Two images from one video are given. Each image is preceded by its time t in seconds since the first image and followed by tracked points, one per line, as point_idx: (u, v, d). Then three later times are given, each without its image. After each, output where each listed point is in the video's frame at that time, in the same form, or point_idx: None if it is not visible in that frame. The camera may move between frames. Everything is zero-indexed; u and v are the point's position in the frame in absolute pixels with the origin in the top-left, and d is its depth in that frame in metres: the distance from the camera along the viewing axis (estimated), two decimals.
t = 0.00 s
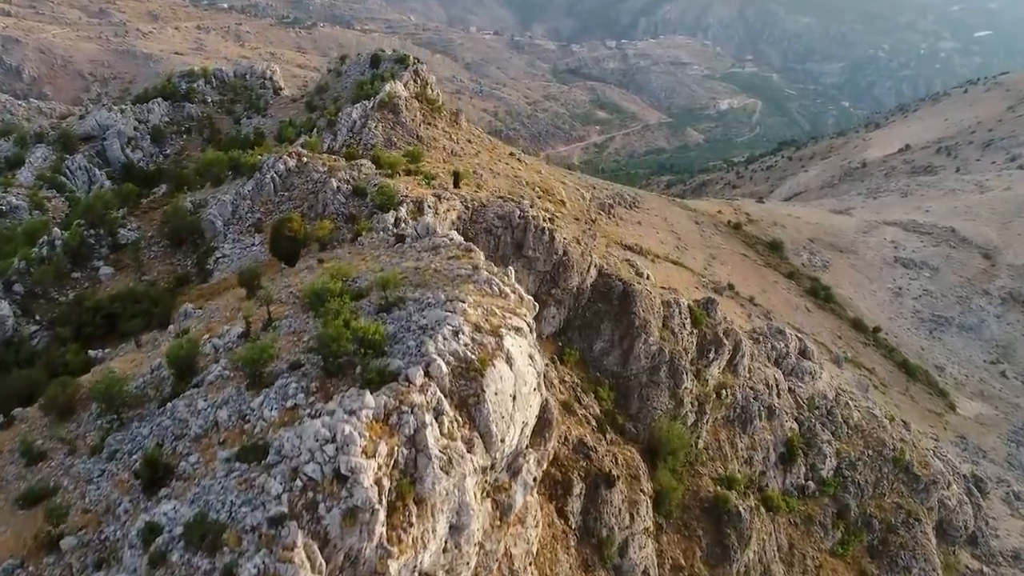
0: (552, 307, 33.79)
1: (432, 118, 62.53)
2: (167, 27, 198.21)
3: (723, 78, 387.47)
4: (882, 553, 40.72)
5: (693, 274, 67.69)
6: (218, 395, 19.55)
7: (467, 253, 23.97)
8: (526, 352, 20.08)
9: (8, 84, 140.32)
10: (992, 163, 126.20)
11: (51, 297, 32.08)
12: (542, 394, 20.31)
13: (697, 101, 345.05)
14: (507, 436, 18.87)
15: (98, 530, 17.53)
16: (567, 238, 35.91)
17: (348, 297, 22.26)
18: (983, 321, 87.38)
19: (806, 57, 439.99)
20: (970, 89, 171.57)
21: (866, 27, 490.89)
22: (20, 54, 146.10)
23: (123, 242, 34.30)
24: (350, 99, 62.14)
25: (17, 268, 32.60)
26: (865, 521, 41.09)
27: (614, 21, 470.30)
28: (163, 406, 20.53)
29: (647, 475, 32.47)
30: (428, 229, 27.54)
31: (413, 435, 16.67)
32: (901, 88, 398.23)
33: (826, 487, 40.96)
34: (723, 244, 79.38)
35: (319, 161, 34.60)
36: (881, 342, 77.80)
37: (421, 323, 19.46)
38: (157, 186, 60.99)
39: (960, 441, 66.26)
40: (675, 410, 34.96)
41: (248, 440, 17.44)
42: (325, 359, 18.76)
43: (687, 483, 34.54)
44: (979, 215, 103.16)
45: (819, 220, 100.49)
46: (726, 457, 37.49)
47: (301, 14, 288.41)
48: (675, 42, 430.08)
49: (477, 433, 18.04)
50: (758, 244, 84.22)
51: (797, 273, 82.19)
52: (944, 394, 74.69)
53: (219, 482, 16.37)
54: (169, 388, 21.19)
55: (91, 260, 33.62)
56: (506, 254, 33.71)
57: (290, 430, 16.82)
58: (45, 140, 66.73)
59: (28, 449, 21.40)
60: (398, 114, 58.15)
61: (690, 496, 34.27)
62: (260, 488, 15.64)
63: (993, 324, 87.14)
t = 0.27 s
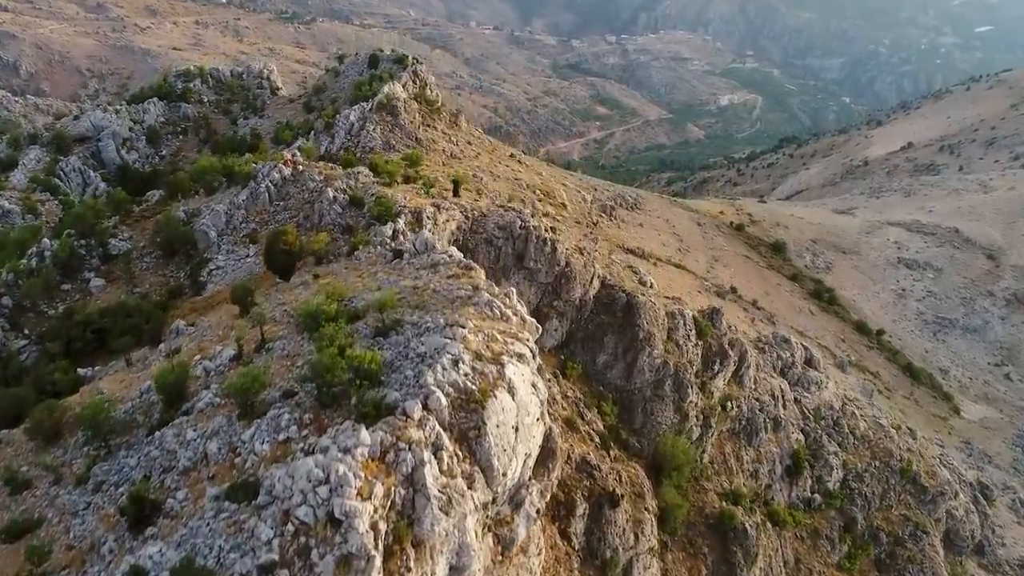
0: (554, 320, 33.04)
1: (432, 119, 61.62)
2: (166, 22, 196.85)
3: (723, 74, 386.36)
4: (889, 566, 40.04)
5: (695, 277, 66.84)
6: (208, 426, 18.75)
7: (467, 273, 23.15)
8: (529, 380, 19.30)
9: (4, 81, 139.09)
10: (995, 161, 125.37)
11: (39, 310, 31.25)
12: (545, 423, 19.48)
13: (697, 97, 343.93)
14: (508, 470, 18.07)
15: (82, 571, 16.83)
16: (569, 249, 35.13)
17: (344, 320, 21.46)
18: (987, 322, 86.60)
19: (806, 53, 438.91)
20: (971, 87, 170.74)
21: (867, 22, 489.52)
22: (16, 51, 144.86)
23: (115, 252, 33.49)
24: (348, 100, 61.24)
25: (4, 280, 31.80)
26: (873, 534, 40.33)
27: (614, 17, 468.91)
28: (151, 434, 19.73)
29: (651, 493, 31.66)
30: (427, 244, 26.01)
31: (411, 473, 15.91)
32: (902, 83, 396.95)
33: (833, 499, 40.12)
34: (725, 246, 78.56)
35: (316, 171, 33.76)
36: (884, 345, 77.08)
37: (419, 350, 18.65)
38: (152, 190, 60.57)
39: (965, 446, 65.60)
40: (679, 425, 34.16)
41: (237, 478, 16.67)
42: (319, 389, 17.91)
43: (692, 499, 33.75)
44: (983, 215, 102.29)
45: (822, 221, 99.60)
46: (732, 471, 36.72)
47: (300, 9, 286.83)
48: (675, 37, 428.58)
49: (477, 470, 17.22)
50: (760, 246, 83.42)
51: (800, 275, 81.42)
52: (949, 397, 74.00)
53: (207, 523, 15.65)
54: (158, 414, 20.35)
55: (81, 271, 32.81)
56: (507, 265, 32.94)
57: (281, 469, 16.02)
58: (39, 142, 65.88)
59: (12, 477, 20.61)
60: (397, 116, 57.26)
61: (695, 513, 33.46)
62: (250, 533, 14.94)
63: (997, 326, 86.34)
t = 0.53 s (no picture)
0: (556, 331, 32.36)
1: (431, 121, 60.81)
2: (164, 18, 195.50)
3: (724, 68, 384.80)
4: None
5: (698, 280, 66.10)
6: (197, 456, 18.07)
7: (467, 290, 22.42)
8: (531, 407, 18.59)
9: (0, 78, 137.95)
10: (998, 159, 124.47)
11: (29, 323, 30.68)
12: (548, 452, 18.77)
13: (697, 92, 342.58)
14: (510, 503, 17.36)
15: None
16: (571, 258, 34.41)
17: (339, 342, 20.73)
18: (991, 323, 85.89)
19: (806, 47, 437.32)
20: (974, 83, 169.68)
21: (867, 17, 487.71)
22: (13, 47, 143.57)
23: (106, 263, 32.83)
24: (347, 101, 60.42)
25: None
26: (879, 546, 39.70)
27: (614, 11, 467.14)
28: (140, 463, 19.09)
29: (656, 509, 30.95)
30: (426, 259, 24.75)
31: (408, 511, 15.24)
32: (903, 78, 395.62)
33: (838, 511, 39.45)
34: (727, 247, 77.82)
35: (312, 179, 33.03)
36: (888, 347, 76.37)
37: (417, 376, 17.92)
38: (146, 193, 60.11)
39: (970, 450, 64.96)
40: (684, 438, 33.49)
41: (227, 514, 16.01)
42: (312, 419, 17.23)
43: (697, 514, 33.07)
44: (987, 214, 101.46)
45: (824, 220, 98.81)
46: (736, 484, 36.06)
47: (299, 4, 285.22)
48: (676, 32, 426.89)
49: (478, 504, 16.54)
50: (762, 246, 82.70)
51: (803, 276, 80.72)
52: (953, 400, 73.33)
53: (196, 565, 15.02)
54: (147, 441, 19.72)
55: (72, 283, 32.23)
56: (508, 275, 32.26)
57: (273, 507, 15.36)
58: (33, 144, 65.17)
59: None
60: (395, 118, 56.46)
61: (700, 528, 32.80)
62: None
63: (1001, 327, 85.61)
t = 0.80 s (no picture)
0: (558, 343, 31.62)
1: (430, 121, 59.96)
2: (163, 13, 194.18)
3: (725, 62, 383.21)
4: None
5: (700, 282, 65.35)
6: (185, 490, 17.38)
7: (467, 309, 21.63)
8: (533, 437, 17.85)
9: None
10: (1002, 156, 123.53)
11: (18, 336, 30.00)
12: (551, 482, 18.05)
13: (698, 86, 341.23)
14: (512, 538, 16.63)
15: None
16: (573, 267, 33.68)
17: (335, 365, 19.98)
18: (995, 323, 85.17)
19: (807, 42, 435.80)
20: (977, 78, 168.64)
21: (868, 10, 485.93)
22: (10, 42, 142.34)
23: (97, 273, 32.14)
24: (345, 101, 59.53)
25: None
26: (886, 557, 39.07)
27: (615, 5, 465.09)
28: (127, 494, 18.43)
29: (659, 526, 30.24)
30: (424, 274, 23.88)
31: (405, 553, 14.53)
32: (903, 72, 394.39)
33: (844, 522, 38.88)
34: (729, 248, 77.04)
35: (308, 187, 32.26)
36: (892, 349, 75.65)
37: (415, 405, 17.18)
38: (141, 195, 59.43)
39: (975, 454, 64.35)
40: (688, 452, 32.82)
41: (215, 555, 15.33)
42: (305, 452, 16.53)
43: (701, 530, 32.39)
44: (991, 213, 100.63)
45: (827, 219, 97.99)
46: (741, 497, 35.42)
47: None
48: (677, 26, 425.15)
49: (478, 541, 15.82)
50: (765, 247, 81.96)
51: (806, 276, 80.03)
52: (957, 402, 72.67)
53: None
54: (134, 469, 19.04)
55: (62, 295, 31.58)
56: (509, 286, 31.56)
57: (262, 549, 14.69)
58: (27, 145, 64.43)
59: None
60: (394, 120, 55.62)
61: (704, 544, 32.12)
62: None
63: (1005, 327, 84.88)
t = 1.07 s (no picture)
0: (561, 358, 30.88)
1: (430, 123, 59.13)
2: (161, 7, 192.60)
3: (725, 57, 381.68)
4: None
5: (703, 285, 64.53)
6: (174, 529, 16.65)
7: (467, 333, 20.85)
8: (536, 475, 17.14)
9: None
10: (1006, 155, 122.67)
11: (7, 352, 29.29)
12: (554, 520, 17.31)
13: (698, 81, 339.87)
14: None
15: None
16: (576, 280, 33.01)
17: (330, 394, 19.19)
18: (1000, 325, 84.40)
19: (807, 37, 434.24)
20: (980, 75, 167.65)
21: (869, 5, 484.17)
22: (6, 37, 140.99)
23: (88, 286, 31.43)
24: (343, 103, 58.56)
25: None
26: (894, 571, 38.38)
27: None
28: (113, 530, 17.70)
29: (664, 546, 29.29)
30: (423, 294, 23.04)
31: None
32: (905, 67, 392.99)
33: (851, 536, 38.20)
34: (732, 250, 76.24)
35: (304, 198, 31.49)
36: (896, 351, 74.91)
37: (413, 442, 16.47)
38: (136, 197, 58.62)
39: (980, 460, 63.65)
40: (693, 469, 32.06)
41: None
42: (297, 492, 15.82)
43: (707, 548, 31.57)
44: (996, 213, 99.80)
45: (830, 220, 97.14)
46: (747, 513, 34.66)
47: None
48: (677, 21, 423.43)
49: None
50: (768, 248, 81.18)
51: (809, 279, 79.26)
52: (962, 406, 71.94)
53: None
54: (121, 503, 18.32)
55: (52, 309, 30.90)
56: (510, 299, 30.87)
57: None
58: (21, 146, 63.59)
59: None
60: (393, 122, 54.77)
61: (710, 563, 31.34)
62: None
63: (1010, 328, 84.11)
